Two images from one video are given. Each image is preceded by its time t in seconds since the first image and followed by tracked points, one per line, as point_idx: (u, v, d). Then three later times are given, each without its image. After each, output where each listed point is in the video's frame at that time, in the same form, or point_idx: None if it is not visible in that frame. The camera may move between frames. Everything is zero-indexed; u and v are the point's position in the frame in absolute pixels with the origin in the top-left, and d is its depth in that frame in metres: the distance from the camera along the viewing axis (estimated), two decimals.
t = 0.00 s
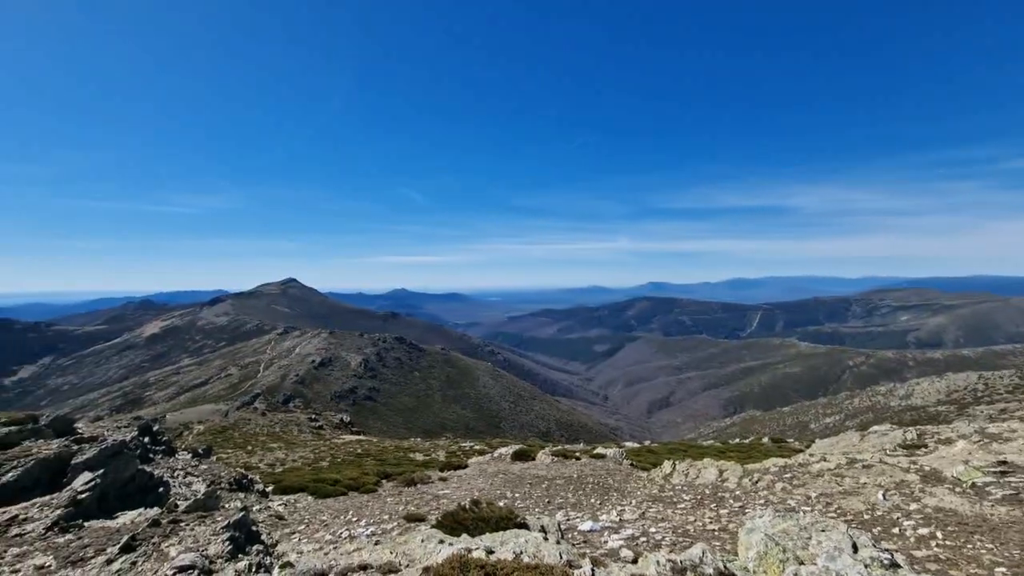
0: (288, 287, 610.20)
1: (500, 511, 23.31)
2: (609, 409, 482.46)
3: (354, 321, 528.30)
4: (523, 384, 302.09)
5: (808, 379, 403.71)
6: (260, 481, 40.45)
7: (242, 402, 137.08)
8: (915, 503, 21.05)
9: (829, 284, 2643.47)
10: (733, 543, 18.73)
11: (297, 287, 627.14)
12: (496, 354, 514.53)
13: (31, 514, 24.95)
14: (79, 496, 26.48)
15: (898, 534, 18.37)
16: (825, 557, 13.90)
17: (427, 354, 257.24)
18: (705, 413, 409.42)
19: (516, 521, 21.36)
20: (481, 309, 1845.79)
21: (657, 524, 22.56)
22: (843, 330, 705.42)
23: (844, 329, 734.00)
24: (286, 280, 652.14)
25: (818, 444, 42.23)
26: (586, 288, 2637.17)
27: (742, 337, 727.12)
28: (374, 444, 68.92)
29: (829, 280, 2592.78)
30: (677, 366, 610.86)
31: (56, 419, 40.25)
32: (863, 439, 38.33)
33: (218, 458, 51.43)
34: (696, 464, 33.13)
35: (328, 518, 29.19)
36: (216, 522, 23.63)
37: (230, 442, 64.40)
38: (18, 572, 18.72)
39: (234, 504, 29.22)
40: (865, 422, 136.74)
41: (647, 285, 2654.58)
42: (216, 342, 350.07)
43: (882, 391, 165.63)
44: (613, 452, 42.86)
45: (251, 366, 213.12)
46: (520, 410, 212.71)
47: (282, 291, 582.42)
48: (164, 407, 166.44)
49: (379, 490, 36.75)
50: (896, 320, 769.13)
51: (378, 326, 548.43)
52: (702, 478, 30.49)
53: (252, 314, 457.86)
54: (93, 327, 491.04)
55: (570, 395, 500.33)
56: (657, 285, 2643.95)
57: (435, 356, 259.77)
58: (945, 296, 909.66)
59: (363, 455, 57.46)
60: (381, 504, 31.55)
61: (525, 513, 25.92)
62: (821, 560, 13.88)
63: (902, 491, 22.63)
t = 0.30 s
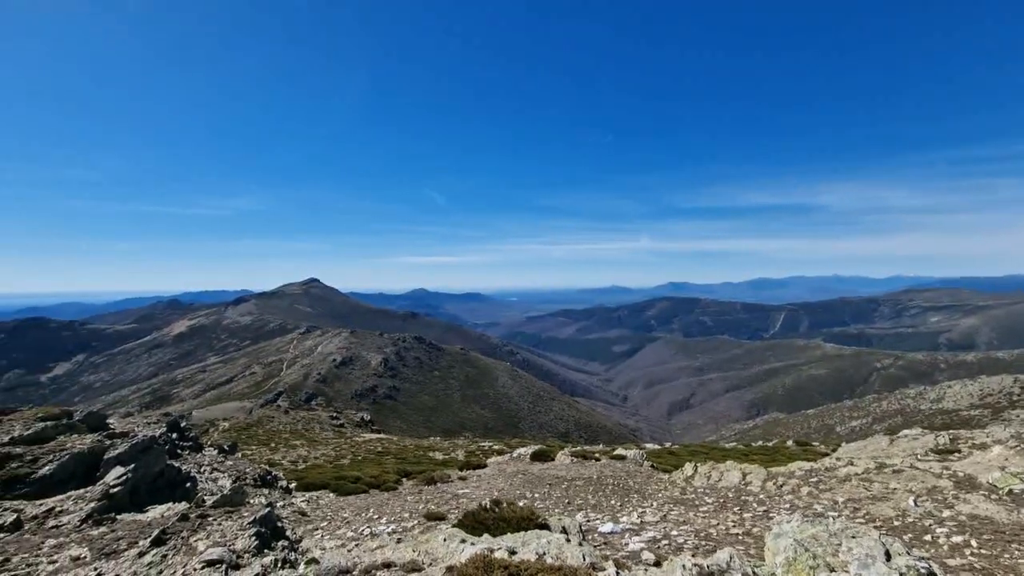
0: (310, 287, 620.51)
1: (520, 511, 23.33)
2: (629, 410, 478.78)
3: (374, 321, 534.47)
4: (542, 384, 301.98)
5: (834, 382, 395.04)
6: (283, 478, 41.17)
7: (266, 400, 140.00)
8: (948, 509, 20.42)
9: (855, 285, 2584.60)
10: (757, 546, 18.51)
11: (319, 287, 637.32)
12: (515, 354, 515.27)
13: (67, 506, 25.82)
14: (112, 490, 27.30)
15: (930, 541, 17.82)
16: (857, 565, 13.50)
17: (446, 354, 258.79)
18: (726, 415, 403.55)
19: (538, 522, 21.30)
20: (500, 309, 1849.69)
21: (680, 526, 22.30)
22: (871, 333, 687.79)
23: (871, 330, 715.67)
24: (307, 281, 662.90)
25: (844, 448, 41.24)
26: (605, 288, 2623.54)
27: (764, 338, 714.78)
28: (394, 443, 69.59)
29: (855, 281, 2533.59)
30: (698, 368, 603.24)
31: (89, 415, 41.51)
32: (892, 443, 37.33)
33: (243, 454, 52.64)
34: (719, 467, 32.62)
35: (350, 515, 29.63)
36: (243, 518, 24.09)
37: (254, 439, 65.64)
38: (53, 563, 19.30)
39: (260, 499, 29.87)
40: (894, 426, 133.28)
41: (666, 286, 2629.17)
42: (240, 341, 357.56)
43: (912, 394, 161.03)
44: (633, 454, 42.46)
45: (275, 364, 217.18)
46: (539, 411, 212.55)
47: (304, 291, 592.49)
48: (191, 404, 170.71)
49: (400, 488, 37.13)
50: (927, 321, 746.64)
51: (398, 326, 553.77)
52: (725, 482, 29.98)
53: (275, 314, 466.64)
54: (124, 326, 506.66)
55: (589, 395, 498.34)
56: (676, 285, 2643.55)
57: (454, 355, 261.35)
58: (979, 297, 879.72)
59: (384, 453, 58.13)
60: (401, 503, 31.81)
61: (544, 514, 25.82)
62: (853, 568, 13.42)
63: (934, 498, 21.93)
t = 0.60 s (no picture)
0: (323, 287, 626.59)
1: (533, 512, 23.26)
2: (641, 412, 476.44)
3: (386, 321, 538.04)
4: (553, 385, 301.49)
5: (850, 384, 389.65)
6: (297, 478, 41.50)
7: (279, 399, 141.59)
8: (969, 514, 20.06)
9: (871, 285, 2547.74)
10: (774, 550, 18.31)
11: (332, 287, 642.79)
12: (526, 355, 515.28)
13: (88, 503, 26.23)
14: (132, 486, 27.74)
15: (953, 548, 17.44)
16: (878, 569, 13.36)
17: (458, 355, 259.47)
18: (740, 417, 399.82)
19: (552, 523, 21.30)
20: (511, 309, 1850.77)
21: (693, 529, 22.12)
22: (888, 334, 677.15)
23: (889, 332, 704.89)
24: (321, 281, 669.65)
25: (862, 451, 40.61)
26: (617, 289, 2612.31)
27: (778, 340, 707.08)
28: (406, 443, 69.83)
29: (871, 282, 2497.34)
30: (711, 369, 598.31)
31: (109, 413, 42.30)
32: (911, 446, 36.70)
33: (257, 453, 53.20)
34: (733, 469, 32.30)
35: (364, 515, 29.79)
36: (259, 516, 24.30)
37: (267, 438, 66.04)
38: (74, 559, 19.62)
39: (275, 498, 30.12)
40: (913, 429, 131.11)
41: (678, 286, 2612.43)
42: (255, 340, 361.80)
43: (931, 396, 158.27)
44: (646, 455, 42.23)
45: (288, 364, 219.38)
46: (550, 411, 212.33)
47: (317, 291, 598.56)
48: (207, 403, 173.04)
49: (412, 488, 37.24)
50: (946, 322, 733.27)
51: (410, 326, 556.50)
52: (739, 484, 29.70)
53: (289, 314, 471.76)
54: (142, 326, 515.42)
55: (601, 396, 496.52)
56: (689, 286, 2624.83)
57: (465, 356, 262.05)
58: (1000, 298, 862.09)
59: (396, 453, 58.42)
60: (414, 502, 31.94)
61: (558, 514, 25.79)
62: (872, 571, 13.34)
63: (956, 502, 21.48)
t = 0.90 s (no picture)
0: (344, 287, 635.00)
1: (554, 513, 23.20)
2: (661, 412, 472.11)
3: (405, 321, 542.77)
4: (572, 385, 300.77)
5: (877, 385, 380.77)
6: (319, 476, 42.14)
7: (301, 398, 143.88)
8: (1006, 521, 19.39)
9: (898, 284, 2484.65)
10: (800, 554, 17.96)
11: (352, 288, 650.54)
12: (544, 355, 514.90)
13: (120, 498, 27.03)
14: (161, 482, 28.47)
15: (989, 554, 16.90)
16: None
17: (476, 355, 260.37)
18: (762, 418, 393.51)
19: (574, 523, 21.26)
20: (529, 309, 1850.65)
21: (717, 531, 21.84)
22: (916, 335, 659.85)
23: (917, 332, 686.91)
24: (341, 282, 678.81)
25: (890, 454, 39.54)
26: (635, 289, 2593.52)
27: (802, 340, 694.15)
28: (426, 442, 70.22)
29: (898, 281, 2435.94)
30: (732, 370, 589.45)
31: (138, 411, 43.43)
32: (942, 450, 35.67)
33: (280, 451, 54.08)
34: (755, 472, 31.77)
35: (385, 513, 30.01)
36: (283, 514, 24.69)
37: (290, 437, 67.12)
38: (109, 551, 20.21)
39: (299, 495, 30.65)
40: (943, 432, 127.65)
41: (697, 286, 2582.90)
42: (277, 340, 368.17)
43: (962, 398, 153.71)
44: (666, 457, 41.86)
45: (309, 364, 222.73)
46: (569, 412, 211.77)
47: (337, 292, 606.93)
48: (231, 402, 176.57)
49: (433, 487, 37.48)
50: (978, 322, 711.24)
51: (428, 326, 559.99)
52: (763, 487, 29.25)
53: (310, 314, 479.21)
54: (169, 326, 528.50)
55: (619, 397, 493.51)
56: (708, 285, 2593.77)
57: (484, 356, 262.88)
58: None
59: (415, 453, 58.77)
60: (434, 501, 32.14)
61: (578, 515, 25.66)
62: None
63: (990, 507, 20.82)
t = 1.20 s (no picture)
0: (367, 287, 643.58)
1: (578, 514, 23.07)
2: (685, 415, 465.66)
3: (428, 321, 547.34)
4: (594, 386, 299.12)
5: (911, 389, 368.40)
6: (344, 472, 42.73)
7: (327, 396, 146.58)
8: None
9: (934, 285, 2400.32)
10: (832, 561, 17.46)
11: (376, 288, 659.25)
12: (566, 355, 513.26)
13: (154, 490, 27.87)
14: (193, 476, 29.27)
15: None
16: None
17: (499, 355, 261.31)
18: (790, 422, 384.54)
19: (598, 525, 21.04)
20: (551, 310, 1845.94)
21: (745, 536, 21.41)
22: (954, 338, 635.95)
23: (955, 335, 661.96)
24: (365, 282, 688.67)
25: (927, 460, 38.10)
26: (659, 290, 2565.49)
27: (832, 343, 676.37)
28: (449, 442, 70.65)
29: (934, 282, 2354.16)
30: (759, 372, 577.76)
31: (171, 407, 44.74)
32: (982, 458, 34.20)
33: (306, 447, 55.13)
34: (784, 476, 31.01)
35: (409, 511, 30.26)
36: (311, 509, 25.18)
37: (316, 434, 68.39)
38: (144, 543, 20.87)
39: (324, 491, 31.11)
40: (984, 438, 122.63)
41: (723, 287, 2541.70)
42: (304, 339, 375.62)
43: (1005, 404, 147.37)
44: (692, 459, 41.24)
45: (335, 363, 226.85)
46: (591, 413, 210.51)
47: (361, 292, 615.99)
48: (260, 399, 181.02)
49: (455, 486, 37.58)
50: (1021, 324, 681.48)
51: (450, 326, 563.50)
52: (791, 492, 28.50)
53: (336, 314, 487.71)
54: (201, 325, 544.24)
55: (643, 399, 488.73)
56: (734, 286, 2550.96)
57: (506, 356, 263.59)
58: None
59: (438, 451, 59.08)
60: (457, 500, 32.28)
61: (601, 517, 25.39)
62: None
63: None
